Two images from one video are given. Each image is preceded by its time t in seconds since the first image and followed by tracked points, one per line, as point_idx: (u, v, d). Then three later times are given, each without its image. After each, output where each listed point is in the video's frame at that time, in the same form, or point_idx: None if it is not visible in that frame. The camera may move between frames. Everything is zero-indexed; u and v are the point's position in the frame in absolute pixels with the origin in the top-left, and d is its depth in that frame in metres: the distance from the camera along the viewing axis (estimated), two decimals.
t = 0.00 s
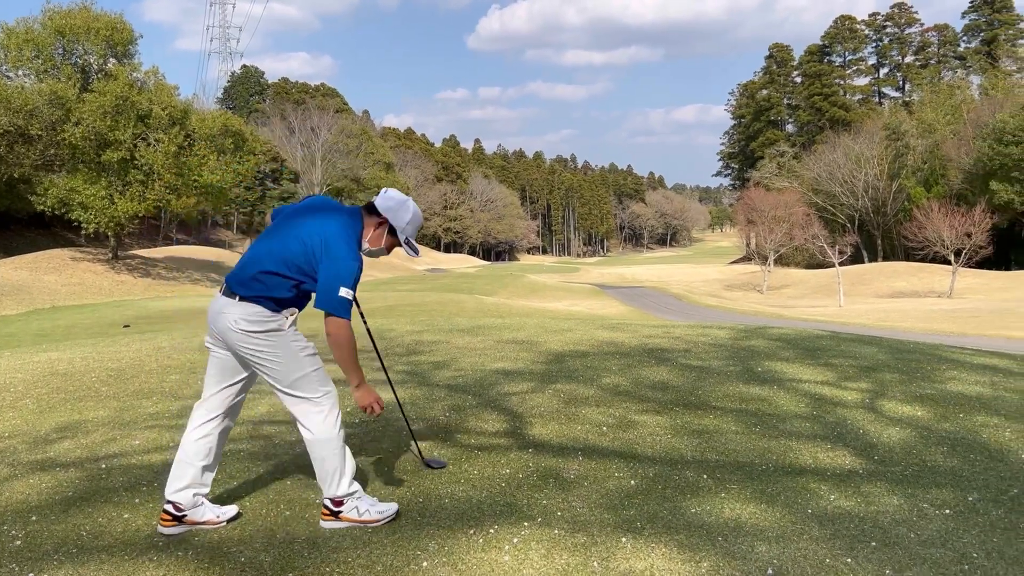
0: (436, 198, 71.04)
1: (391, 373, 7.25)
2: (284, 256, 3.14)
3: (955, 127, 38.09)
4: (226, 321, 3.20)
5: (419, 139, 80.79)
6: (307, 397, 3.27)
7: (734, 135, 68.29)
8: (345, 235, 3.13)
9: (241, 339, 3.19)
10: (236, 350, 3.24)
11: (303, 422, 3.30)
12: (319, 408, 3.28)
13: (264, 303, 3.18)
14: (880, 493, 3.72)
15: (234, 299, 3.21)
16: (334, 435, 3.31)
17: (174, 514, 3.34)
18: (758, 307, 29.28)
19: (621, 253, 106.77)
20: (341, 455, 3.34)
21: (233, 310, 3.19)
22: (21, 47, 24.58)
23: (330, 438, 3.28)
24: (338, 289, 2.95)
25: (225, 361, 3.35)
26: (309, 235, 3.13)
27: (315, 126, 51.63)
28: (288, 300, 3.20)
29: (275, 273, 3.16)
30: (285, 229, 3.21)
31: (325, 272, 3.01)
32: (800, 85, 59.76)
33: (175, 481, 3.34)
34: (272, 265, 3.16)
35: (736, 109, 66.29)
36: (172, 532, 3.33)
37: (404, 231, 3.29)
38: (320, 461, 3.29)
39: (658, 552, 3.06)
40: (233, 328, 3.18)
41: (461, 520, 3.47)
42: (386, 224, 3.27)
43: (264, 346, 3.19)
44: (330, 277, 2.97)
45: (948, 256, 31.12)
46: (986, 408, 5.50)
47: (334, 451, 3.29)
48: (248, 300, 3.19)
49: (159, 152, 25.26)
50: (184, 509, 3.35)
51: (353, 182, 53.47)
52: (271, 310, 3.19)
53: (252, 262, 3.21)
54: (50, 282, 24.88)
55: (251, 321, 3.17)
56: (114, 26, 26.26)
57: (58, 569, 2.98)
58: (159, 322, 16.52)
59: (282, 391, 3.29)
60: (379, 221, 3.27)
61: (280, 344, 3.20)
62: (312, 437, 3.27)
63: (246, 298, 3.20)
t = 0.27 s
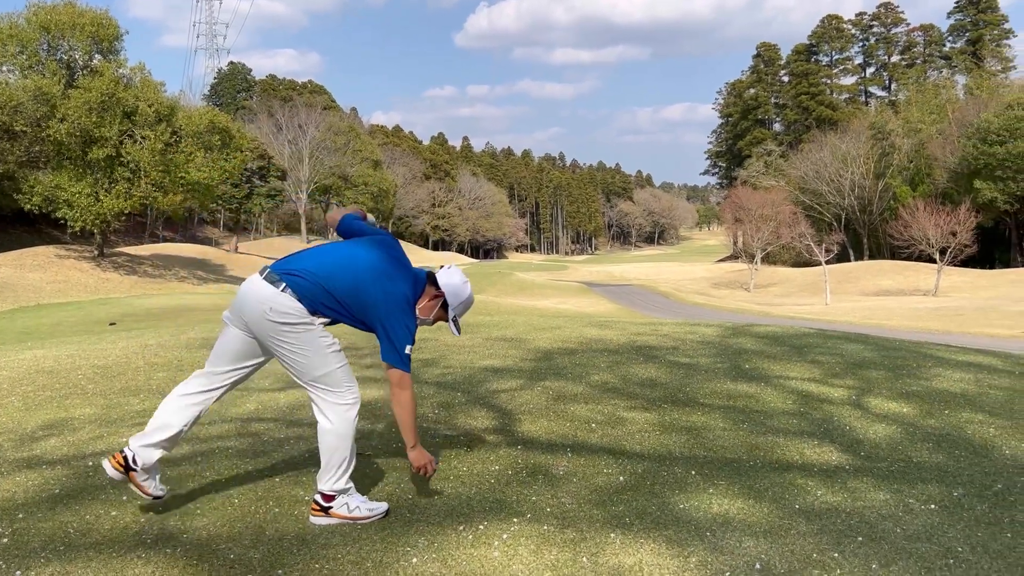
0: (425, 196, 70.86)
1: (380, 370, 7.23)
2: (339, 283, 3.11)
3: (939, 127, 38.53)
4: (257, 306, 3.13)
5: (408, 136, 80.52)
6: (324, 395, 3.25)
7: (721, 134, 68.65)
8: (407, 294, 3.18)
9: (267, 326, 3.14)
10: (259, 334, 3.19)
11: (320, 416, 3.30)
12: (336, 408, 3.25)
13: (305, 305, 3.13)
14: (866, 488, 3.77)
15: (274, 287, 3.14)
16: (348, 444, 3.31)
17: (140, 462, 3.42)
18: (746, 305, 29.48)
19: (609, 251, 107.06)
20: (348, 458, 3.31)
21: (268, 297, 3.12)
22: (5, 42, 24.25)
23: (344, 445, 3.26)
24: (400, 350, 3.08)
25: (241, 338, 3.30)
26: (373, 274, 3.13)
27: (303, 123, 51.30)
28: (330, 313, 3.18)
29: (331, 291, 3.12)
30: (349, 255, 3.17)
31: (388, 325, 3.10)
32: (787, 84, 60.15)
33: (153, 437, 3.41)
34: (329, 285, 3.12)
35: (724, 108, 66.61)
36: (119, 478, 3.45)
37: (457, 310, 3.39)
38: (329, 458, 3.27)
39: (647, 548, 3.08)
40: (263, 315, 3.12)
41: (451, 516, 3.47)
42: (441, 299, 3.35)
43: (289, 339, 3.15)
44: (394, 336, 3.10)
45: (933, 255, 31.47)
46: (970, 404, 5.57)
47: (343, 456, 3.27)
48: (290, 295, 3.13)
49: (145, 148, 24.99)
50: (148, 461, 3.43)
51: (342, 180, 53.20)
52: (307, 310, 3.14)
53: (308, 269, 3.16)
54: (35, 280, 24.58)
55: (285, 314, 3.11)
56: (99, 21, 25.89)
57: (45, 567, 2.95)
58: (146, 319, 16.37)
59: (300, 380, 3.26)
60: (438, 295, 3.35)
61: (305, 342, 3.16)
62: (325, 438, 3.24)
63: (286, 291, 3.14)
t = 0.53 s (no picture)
0: (416, 193, 70.77)
1: (372, 368, 7.21)
2: (362, 295, 3.16)
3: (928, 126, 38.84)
4: (279, 296, 3.13)
5: (398, 134, 80.33)
6: (332, 391, 3.28)
7: (711, 133, 68.89)
8: (423, 320, 3.28)
9: (284, 317, 3.13)
10: (273, 322, 3.18)
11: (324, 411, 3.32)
12: (342, 409, 3.28)
13: (326, 308, 3.16)
14: (859, 485, 3.80)
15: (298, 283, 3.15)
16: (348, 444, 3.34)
17: (116, 412, 3.43)
18: (736, 303, 29.60)
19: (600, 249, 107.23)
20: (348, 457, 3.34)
21: (292, 291, 3.12)
22: None
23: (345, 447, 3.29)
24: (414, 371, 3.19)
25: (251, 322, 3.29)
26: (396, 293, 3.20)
27: (293, 121, 51.11)
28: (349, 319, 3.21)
29: (354, 300, 3.16)
30: (374, 269, 3.22)
31: (405, 345, 3.20)
32: (777, 83, 60.44)
33: (134, 393, 3.40)
34: (353, 294, 3.16)
35: (714, 106, 66.82)
36: (82, 419, 3.43)
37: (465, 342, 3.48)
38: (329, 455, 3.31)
39: (641, 544, 3.09)
40: (282, 305, 3.13)
41: (445, 513, 3.47)
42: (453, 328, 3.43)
43: (305, 334, 3.16)
44: (409, 358, 3.20)
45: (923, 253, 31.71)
46: (961, 402, 5.62)
47: (344, 457, 3.30)
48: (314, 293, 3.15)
49: (135, 146, 24.81)
50: (121, 412, 3.44)
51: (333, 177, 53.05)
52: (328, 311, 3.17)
53: (335, 274, 3.18)
54: (23, 278, 24.36)
55: (306, 310, 3.13)
56: (88, 18, 25.65)
57: (39, 565, 2.94)
58: (135, 317, 16.26)
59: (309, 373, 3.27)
60: (450, 325, 3.43)
61: (320, 340, 3.18)
62: (328, 436, 3.27)
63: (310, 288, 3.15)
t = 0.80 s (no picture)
0: (411, 191, 70.70)
1: (370, 366, 7.21)
2: (369, 293, 3.17)
3: (923, 124, 38.98)
4: (288, 293, 3.12)
5: (394, 132, 80.21)
6: (337, 389, 3.29)
7: (707, 131, 68.99)
8: (428, 320, 3.31)
9: (292, 315, 3.13)
10: (281, 320, 3.17)
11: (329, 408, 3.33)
12: (347, 408, 3.28)
13: (334, 307, 3.16)
14: (855, 481, 3.82)
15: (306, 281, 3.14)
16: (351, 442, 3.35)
17: (123, 414, 3.40)
18: (732, 301, 29.67)
19: (596, 247, 107.33)
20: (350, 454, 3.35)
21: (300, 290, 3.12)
22: None
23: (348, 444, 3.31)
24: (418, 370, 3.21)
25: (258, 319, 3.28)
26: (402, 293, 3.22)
27: (289, 118, 50.99)
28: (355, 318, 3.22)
29: (362, 299, 3.17)
30: (379, 267, 3.23)
31: (410, 345, 3.22)
32: (773, 81, 60.52)
33: (143, 395, 3.38)
34: (360, 292, 3.17)
35: (710, 105, 66.92)
36: (94, 424, 3.40)
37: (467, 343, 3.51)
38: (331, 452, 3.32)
39: (638, 540, 3.10)
40: (290, 303, 3.12)
41: (443, 509, 3.48)
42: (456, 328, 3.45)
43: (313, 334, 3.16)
44: (414, 357, 3.22)
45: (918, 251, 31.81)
46: (956, 399, 5.65)
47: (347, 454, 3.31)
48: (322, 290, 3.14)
49: (130, 143, 24.74)
50: (132, 415, 3.41)
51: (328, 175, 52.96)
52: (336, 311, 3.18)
53: (343, 271, 3.19)
54: (17, 275, 24.26)
55: (314, 309, 3.12)
56: (83, 14, 25.54)
57: (37, 561, 2.94)
58: (130, 315, 16.21)
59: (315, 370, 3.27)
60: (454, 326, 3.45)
61: (327, 338, 3.17)
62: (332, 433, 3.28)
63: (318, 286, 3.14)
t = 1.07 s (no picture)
0: (413, 188, 70.67)
1: (372, 362, 7.22)
2: (370, 289, 3.18)
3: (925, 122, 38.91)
4: (290, 293, 3.16)
5: (396, 128, 80.16)
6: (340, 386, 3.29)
7: (709, 128, 68.90)
8: (429, 315, 3.30)
9: (293, 313, 3.16)
10: (284, 317, 3.21)
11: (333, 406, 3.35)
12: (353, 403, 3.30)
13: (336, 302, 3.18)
14: (857, 478, 3.82)
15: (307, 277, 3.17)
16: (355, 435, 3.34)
17: (131, 420, 3.41)
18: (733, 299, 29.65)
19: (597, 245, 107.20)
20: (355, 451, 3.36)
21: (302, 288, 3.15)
22: None
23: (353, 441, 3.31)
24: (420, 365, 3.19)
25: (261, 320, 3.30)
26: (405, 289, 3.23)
27: (290, 115, 50.97)
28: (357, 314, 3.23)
29: (363, 294, 3.18)
30: (382, 264, 3.24)
31: (412, 339, 3.21)
32: (775, 78, 60.39)
33: (151, 398, 3.40)
34: (361, 287, 3.19)
35: (712, 102, 66.80)
36: (105, 430, 3.41)
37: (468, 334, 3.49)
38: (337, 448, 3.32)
39: (641, 536, 3.11)
40: (292, 300, 3.15)
41: (446, 504, 3.50)
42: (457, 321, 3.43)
43: (316, 330, 3.19)
44: (417, 351, 3.21)
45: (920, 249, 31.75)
46: (958, 397, 5.65)
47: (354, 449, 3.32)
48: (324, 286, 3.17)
49: (132, 140, 24.76)
50: (141, 419, 3.43)
51: (330, 172, 52.96)
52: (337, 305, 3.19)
53: (345, 268, 3.21)
54: (20, 272, 24.29)
55: (316, 305, 3.15)
56: (85, 11, 25.54)
57: (43, 556, 2.96)
58: (132, 311, 16.23)
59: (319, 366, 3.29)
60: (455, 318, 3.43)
61: (330, 334, 3.20)
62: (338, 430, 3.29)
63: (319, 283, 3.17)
